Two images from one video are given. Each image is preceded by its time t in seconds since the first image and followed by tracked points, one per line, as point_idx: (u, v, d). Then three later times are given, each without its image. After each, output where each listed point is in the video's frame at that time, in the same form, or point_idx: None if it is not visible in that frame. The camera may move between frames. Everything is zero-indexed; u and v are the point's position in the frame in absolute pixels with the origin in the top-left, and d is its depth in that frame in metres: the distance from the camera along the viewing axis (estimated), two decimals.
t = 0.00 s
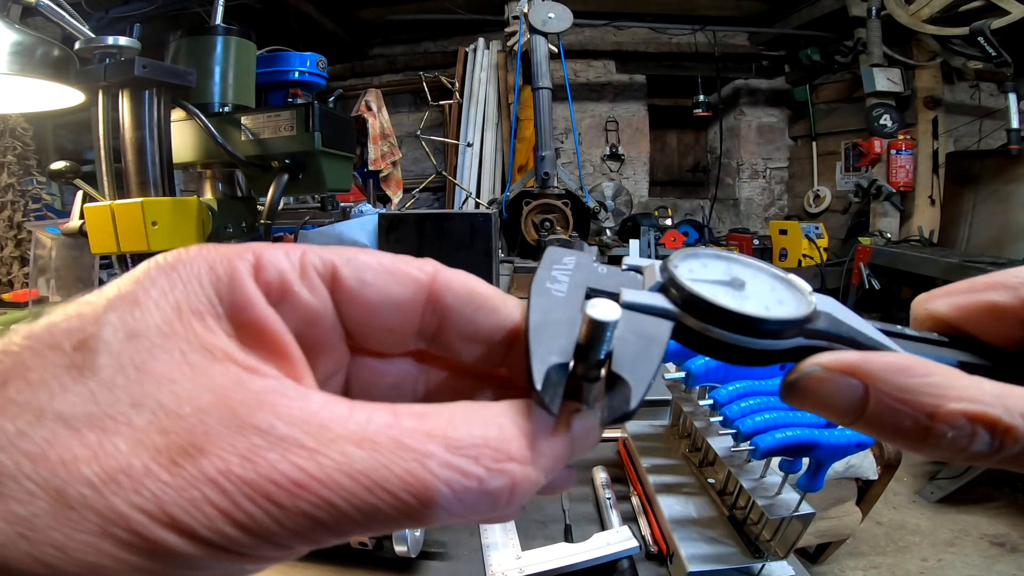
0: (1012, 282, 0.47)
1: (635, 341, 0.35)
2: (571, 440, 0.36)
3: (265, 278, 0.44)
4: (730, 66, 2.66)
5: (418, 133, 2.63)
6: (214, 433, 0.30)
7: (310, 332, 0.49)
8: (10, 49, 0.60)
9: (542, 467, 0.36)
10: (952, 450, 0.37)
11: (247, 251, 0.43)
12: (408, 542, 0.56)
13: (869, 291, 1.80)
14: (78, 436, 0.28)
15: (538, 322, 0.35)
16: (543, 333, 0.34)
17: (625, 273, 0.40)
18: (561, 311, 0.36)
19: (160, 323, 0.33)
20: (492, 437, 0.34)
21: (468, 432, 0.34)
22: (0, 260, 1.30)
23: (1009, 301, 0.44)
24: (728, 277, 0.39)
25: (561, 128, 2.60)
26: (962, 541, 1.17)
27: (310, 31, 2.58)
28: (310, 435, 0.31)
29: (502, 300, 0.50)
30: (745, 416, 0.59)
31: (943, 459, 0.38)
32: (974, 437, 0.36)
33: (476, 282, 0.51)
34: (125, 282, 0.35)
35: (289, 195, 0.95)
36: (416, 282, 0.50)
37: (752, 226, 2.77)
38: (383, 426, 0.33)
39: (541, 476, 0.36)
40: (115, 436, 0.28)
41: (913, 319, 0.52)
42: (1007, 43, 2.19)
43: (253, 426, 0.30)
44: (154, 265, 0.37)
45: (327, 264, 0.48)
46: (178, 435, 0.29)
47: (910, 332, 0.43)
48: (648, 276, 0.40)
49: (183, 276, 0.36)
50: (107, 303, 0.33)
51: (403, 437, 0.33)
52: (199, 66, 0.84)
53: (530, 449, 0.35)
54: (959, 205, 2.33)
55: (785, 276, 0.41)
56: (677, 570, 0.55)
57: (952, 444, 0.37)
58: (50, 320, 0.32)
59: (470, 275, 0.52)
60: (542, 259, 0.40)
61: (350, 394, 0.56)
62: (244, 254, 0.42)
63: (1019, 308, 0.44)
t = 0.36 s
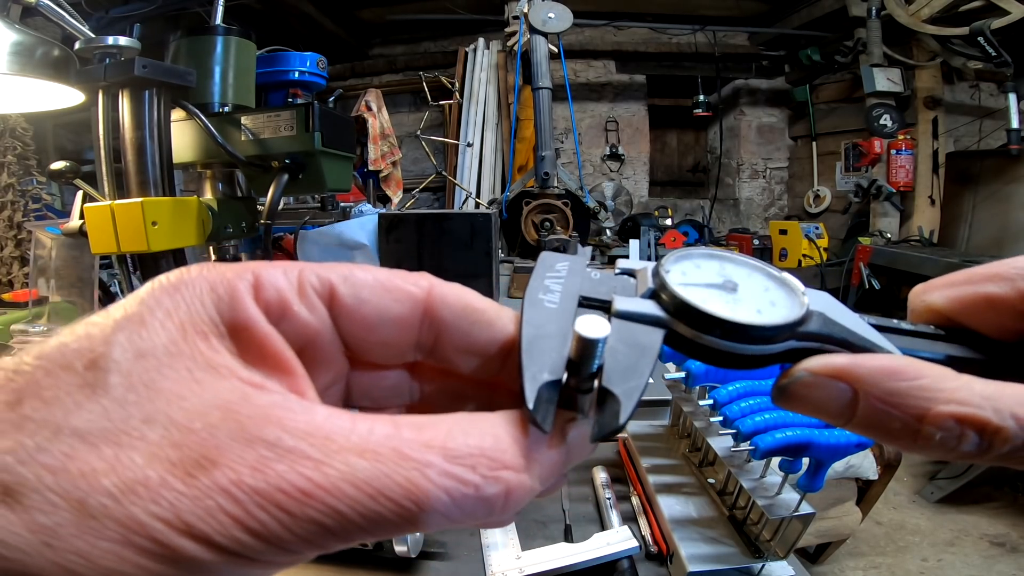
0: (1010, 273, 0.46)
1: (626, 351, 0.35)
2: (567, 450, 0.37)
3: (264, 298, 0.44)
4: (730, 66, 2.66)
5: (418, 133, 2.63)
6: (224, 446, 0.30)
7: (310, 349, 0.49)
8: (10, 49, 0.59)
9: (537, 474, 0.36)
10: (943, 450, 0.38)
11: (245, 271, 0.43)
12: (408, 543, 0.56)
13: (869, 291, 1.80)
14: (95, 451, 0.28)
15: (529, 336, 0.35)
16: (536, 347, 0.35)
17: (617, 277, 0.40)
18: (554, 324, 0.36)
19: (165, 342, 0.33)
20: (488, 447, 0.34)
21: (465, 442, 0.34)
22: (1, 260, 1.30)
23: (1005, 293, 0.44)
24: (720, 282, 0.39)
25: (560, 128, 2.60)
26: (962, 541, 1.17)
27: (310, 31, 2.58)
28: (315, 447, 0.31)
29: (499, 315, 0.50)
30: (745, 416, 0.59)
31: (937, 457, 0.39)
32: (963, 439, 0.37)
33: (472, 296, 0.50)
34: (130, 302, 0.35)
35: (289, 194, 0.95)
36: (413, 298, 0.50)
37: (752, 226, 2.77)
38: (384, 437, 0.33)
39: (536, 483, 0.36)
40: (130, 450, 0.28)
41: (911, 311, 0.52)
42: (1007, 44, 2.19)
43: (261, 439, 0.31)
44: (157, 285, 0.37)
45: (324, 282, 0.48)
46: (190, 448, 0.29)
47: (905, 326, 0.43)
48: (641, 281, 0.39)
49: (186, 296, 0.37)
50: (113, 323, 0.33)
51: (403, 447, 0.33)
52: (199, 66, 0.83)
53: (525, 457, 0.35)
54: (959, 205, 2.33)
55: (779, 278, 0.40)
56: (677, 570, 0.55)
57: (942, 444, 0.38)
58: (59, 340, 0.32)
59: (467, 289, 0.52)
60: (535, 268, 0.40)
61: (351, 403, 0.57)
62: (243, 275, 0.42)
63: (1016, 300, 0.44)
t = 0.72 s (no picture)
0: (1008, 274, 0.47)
1: (627, 332, 0.35)
2: (567, 432, 0.37)
3: (262, 283, 0.44)
4: (730, 66, 2.66)
5: (417, 133, 2.63)
6: (212, 431, 0.30)
7: (309, 335, 0.49)
8: (10, 49, 0.59)
9: (539, 456, 0.36)
10: (951, 439, 0.38)
11: (243, 257, 0.43)
12: (408, 543, 0.56)
13: (869, 291, 1.80)
14: (78, 436, 0.28)
15: (531, 316, 0.36)
16: (537, 327, 0.36)
17: (619, 267, 0.40)
18: (557, 305, 0.37)
19: (157, 327, 0.34)
20: (490, 429, 0.34)
21: (464, 424, 0.34)
22: (1, 260, 1.30)
23: (1002, 293, 0.45)
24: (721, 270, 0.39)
25: (561, 128, 2.60)
26: (962, 541, 1.17)
27: (310, 31, 2.58)
28: (306, 431, 0.31)
29: (500, 297, 0.49)
30: (745, 416, 0.59)
31: (944, 448, 0.39)
32: (972, 426, 0.36)
33: (473, 280, 0.50)
34: (124, 288, 0.35)
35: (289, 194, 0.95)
36: (413, 282, 0.50)
37: (752, 226, 2.77)
38: (379, 421, 0.33)
39: (539, 466, 0.36)
40: (114, 435, 0.28)
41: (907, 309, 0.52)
42: (1007, 43, 2.19)
43: (251, 423, 0.30)
44: (153, 272, 0.37)
45: (323, 267, 0.48)
46: (176, 433, 0.29)
47: (905, 322, 0.43)
48: (642, 270, 0.40)
49: (182, 283, 0.37)
50: (106, 309, 0.33)
51: (399, 431, 0.33)
52: (199, 66, 0.83)
53: (528, 439, 0.35)
54: (959, 205, 2.33)
55: (781, 269, 0.40)
56: (677, 570, 0.56)
57: (950, 432, 0.37)
58: (51, 325, 0.33)
59: (468, 273, 0.51)
60: (538, 254, 0.41)
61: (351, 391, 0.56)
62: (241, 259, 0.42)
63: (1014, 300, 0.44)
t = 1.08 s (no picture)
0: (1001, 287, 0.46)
1: (629, 322, 0.35)
2: (555, 422, 0.37)
3: (256, 262, 0.44)
4: (730, 66, 2.66)
5: (417, 133, 2.63)
6: (199, 409, 0.30)
7: (300, 317, 0.49)
8: (10, 49, 0.60)
9: (526, 445, 0.36)
10: (961, 442, 0.37)
11: (239, 234, 0.43)
12: (408, 542, 0.56)
13: (869, 291, 1.79)
14: (64, 411, 0.28)
15: (530, 301, 0.36)
16: (537, 311, 0.36)
17: (619, 267, 0.41)
18: (555, 294, 0.37)
19: (150, 301, 0.33)
20: (480, 414, 0.34)
21: (454, 408, 0.34)
22: (0, 260, 1.30)
23: (993, 306, 0.45)
24: (721, 271, 0.39)
25: (560, 128, 2.60)
26: (962, 541, 1.17)
27: (310, 31, 2.58)
28: (295, 410, 0.31)
29: (498, 287, 0.50)
30: (745, 416, 0.59)
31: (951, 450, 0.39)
32: (981, 428, 0.36)
33: (471, 269, 0.51)
34: (119, 261, 0.35)
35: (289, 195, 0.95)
36: (410, 269, 0.50)
37: (752, 226, 2.77)
38: (369, 403, 0.33)
39: (526, 455, 0.36)
40: (101, 411, 0.28)
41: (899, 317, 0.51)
42: (1007, 43, 2.19)
43: (238, 401, 0.31)
44: (149, 246, 0.37)
45: (320, 250, 0.49)
46: (162, 410, 0.29)
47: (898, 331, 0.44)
48: (642, 271, 0.40)
49: (176, 257, 0.37)
50: (98, 281, 0.33)
51: (388, 414, 0.33)
52: (200, 66, 0.83)
53: (514, 427, 0.35)
54: (959, 205, 2.33)
55: (778, 273, 0.41)
56: (677, 570, 0.56)
57: (958, 435, 0.37)
58: (44, 296, 0.32)
59: (466, 263, 0.52)
60: (538, 250, 0.41)
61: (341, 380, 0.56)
62: (238, 237, 0.42)
63: (1004, 313, 0.44)
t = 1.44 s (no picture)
0: (989, 293, 0.47)
1: (624, 327, 0.35)
2: (550, 434, 0.38)
3: (257, 273, 0.43)
4: (730, 66, 2.66)
5: (417, 133, 2.63)
6: (193, 422, 0.30)
7: (300, 329, 0.49)
8: (10, 49, 0.60)
9: (522, 463, 0.36)
10: (944, 447, 0.37)
11: (240, 244, 0.42)
12: (408, 542, 0.56)
13: (869, 291, 1.79)
14: (57, 423, 0.28)
15: (527, 306, 0.36)
16: (533, 317, 0.36)
17: (616, 274, 0.41)
18: (551, 300, 0.37)
19: (147, 312, 0.33)
20: (477, 432, 0.34)
21: (451, 426, 0.34)
22: (0, 260, 1.30)
23: (987, 314, 0.45)
24: (716, 276, 0.39)
25: (560, 128, 2.60)
26: (962, 541, 1.17)
27: (310, 31, 2.58)
28: (289, 426, 0.31)
29: (497, 301, 0.50)
30: (745, 416, 0.59)
31: (938, 456, 0.38)
32: (966, 434, 0.36)
33: (473, 283, 0.50)
34: (119, 270, 0.35)
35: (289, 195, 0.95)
36: (411, 282, 0.50)
37: (752, 226, 2.77)
38: (365, 419, 0.33)
39: (522, 472, 0.36)
40: (94, 423, 0.28)
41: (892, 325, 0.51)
42: (1007, 43, 2.19)
43: (232, 417, 0.30)
44: (149, 255, 0.37)
45: (320, 261, 0.48)
46: (156, 425, 0.29)
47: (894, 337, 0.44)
48: (638, 276, 0.40)
49: (176, 267, 0.36)
50: (97, 292, 0.33)
51: (384, 430, 0.33)
52: (199, 66, 0.83)
53: (512, 445, 0.35)
54: (959, 205, 2.33)
55: (773, 278, 0.41)
56: (677, 570, 0.56)
57: (943, 440, 0.37)
58: (41, 306, 0.33)
59: (467, 276, 0.52)
60: (535, 257, 0.41)
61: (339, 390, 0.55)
62: (238, 248, 0.41)
63: (995, 321, 0.45)
